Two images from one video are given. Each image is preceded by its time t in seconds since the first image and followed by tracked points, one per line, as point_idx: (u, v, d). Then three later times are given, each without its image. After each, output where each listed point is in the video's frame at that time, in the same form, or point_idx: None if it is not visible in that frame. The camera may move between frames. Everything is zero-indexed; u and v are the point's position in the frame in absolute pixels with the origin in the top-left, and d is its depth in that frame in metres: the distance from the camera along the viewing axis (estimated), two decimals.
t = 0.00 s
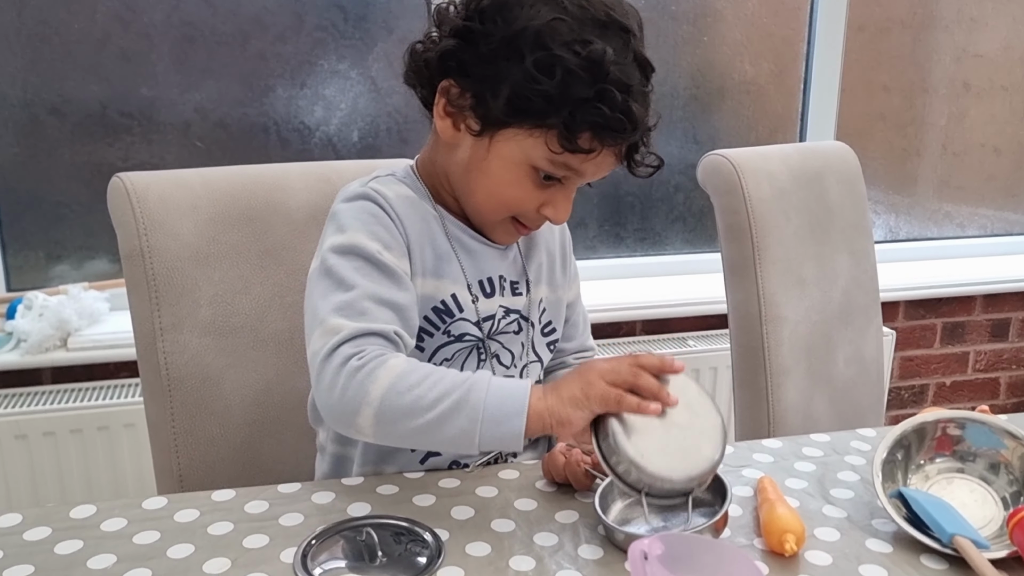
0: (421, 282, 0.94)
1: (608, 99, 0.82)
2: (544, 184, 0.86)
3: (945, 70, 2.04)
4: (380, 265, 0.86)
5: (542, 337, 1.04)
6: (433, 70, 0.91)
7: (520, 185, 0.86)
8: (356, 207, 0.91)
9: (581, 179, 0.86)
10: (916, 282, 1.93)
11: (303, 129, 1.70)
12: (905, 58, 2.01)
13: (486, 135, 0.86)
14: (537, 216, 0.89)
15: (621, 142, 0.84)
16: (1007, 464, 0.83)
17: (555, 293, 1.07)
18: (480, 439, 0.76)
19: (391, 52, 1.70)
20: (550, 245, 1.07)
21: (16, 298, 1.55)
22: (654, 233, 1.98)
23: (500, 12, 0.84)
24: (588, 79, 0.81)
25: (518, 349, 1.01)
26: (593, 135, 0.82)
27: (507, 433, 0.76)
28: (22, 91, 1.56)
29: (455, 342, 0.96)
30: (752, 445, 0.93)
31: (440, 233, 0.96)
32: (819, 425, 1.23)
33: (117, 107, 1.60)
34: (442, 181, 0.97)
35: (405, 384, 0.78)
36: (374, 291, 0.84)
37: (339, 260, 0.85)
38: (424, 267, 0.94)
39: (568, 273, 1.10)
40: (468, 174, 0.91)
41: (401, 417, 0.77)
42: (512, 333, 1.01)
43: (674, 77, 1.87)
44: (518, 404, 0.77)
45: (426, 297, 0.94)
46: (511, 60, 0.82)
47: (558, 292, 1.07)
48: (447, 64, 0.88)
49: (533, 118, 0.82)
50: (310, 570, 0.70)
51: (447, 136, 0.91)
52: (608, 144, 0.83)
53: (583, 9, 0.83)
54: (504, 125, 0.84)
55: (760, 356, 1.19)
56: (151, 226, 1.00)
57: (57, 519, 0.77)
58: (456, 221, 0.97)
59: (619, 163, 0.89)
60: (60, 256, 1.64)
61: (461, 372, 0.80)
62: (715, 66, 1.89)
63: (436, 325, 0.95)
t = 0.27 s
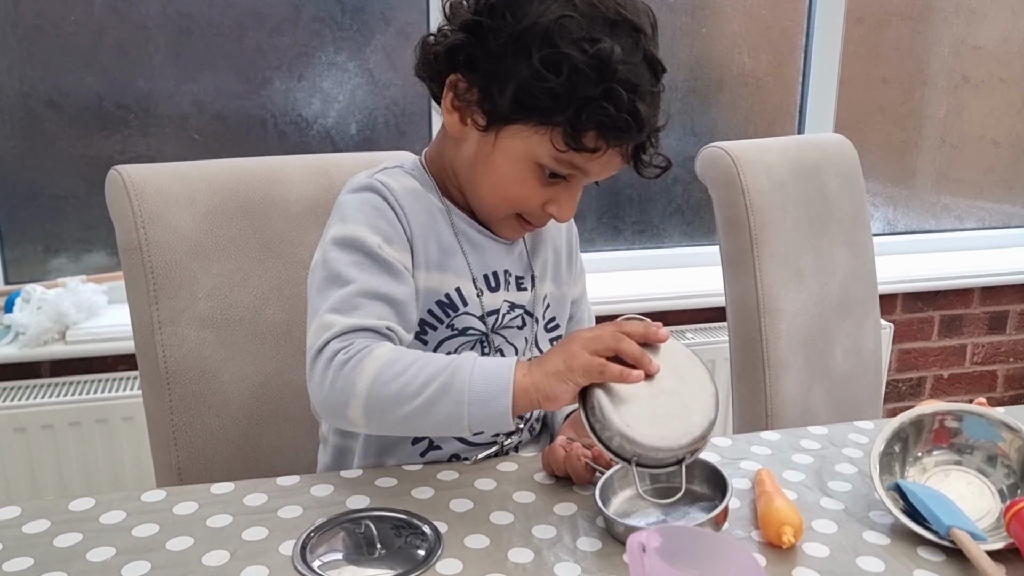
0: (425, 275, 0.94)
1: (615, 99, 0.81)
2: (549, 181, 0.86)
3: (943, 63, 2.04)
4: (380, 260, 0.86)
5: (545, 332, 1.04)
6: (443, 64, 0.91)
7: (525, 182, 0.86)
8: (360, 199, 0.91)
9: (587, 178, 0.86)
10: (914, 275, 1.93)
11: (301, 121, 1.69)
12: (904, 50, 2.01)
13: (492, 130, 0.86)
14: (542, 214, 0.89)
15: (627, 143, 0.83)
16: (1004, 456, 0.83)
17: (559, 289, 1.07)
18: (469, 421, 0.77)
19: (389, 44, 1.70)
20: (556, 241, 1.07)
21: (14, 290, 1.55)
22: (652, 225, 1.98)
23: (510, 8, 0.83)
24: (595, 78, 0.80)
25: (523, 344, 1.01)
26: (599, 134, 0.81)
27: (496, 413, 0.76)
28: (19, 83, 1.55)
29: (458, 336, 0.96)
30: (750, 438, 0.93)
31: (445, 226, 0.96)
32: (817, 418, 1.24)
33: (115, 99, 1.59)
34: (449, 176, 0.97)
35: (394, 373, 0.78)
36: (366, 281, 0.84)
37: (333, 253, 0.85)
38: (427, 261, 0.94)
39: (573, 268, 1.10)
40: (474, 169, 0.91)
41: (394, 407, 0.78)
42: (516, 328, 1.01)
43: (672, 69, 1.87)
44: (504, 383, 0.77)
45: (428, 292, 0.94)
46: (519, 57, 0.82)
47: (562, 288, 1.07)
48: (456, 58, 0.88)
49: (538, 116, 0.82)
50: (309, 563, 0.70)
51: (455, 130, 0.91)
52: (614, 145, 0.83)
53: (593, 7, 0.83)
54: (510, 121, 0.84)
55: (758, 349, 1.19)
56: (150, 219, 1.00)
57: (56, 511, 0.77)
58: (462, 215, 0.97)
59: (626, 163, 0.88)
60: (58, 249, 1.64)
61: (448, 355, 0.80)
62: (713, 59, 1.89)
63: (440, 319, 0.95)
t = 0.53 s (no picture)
0: (425, 269, 0.94)
1: (609, 92, 0.80)
2: (545, 175, 0.87)
3: (942, 57, 2.04)
4: (380, 254, 0.87)
5: (545, 325, 1.05)
6: (438, 59, 0.91)
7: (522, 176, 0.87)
8: (360, 194, 0.91)
9: (583, 171, 0.86)
10: (912, 269, 1.93)
11: (299, 116, 1.69)
12: (902, 44, 2.01)
13: (488, 125, 0.86)
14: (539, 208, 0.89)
15: (622, 135, 0.83)
16: (1001, 450, 0.84)
17: (559, 282, 1.08)
18: (472, 418, 0.77)
19: (387, 38, 1.70)
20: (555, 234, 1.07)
21: (13, 285, 1.55)
22: (650, 220, 1.98)
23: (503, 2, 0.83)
24: (588, 71, 0.80)
25: (522, 337, 1.02)
26: (592, 127, 0.81)
27: (497, 411, 0.77)
28: (16, 78, 1.55)
29: (459, 329, 0.96)
30: (748, 432, 0.93)
31: (444, 219, 0.96)
32: (814, 412, 1.24)
33: (113, 94, 1.59)
34: (446, 170, 0.97)
35: (397, 371, 0.79)
36: (368, 277, 0.84)
37: (334, 248, 0.86)
38: (428, 254, 0.94)
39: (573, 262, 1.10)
40: (471, 163, 0.91)
41: (396, 404, 0.78)
42: (516, 321, 1.01)
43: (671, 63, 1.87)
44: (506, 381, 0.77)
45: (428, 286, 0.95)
46: (513, 51, 0.82)
47: (561, 282, 1.08)
48: (451, 53, 0.88)
49: (533, 109, 0.82)
50: (307, 557, 0.71)
51: (451, 125, 0.91)
52: (608, 137, 0.83)
53: None
54: (505, 115, 0.84)
55: (756, 343, 1.19)
56: (149, 213, 1.00)
57: (55, 506, 0.78)
58: (461, 209, 0.97)
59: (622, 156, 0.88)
60: (56, 244, 1.64)
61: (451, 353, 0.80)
62: (712, 53, 1.89)
63: (441, 312, 0.95)
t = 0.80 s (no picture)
0: (422, 271, 0.94)
1: (603, 84, 0.81)
2: (542, 169, 0.86)
3: (942, 54, 2.03)
4: (374, 260, 0.87)
5: (545, 322, 1.05)
6: (431, 57, 0.90)
7: (518, 171, 0.87)
8: (354, 199, 0.91)
9: (579, 165, 0.86)
10: (911, 266, 1.93)
11: (298, 113, 1.69)
12: (902, 40, 2.00)
13: (483, 121, 0.86)
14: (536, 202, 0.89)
15: (617, 127, 0.83)
16: (1000, 447, 0.84)
17: (559, 278, 1.08)
18: (470, 433, 0.78)
19: (387, 35, 1.70)
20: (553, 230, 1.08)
21: (13, 282, 1.55)
22: (650, 217, 1.98)
23: None
24: (582, 64, 0.80)
25: (521, 335, 1.02)
26: (588, 120, 0.81)
27: (494, 428, 0.77)
28: (15, 74, 1.55)
29: (457, 329, 0.96)
30: (748, 429, 0.93)
31: (440, 219, 0.96)
32: (813, 409, 1.24)
33: (112, 90, 1.59)
34: (443, 168, 0.97)
35: (395, 385, 0.79)
36: (366, 287, 0.85)
37: (329, 255, 0.86)
38: (423, 256, 0.94)
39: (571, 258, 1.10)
40: (467, 160, 0.91)
41: (393, 418, 0.79)
42: (515, 318, 1.01)
43: (671, 60, 1.87)
44: (503, 398, 0.77)
45: (425, 287, 0.94)
46: (506, 46, 0.82)
47: (561, 278, 1.08)
48: (444, 51, 0.88)
49: (527, 104, 0.82)
50: (308, 554, 0.71)
51: (447, 121, 0.91)
52: (604, 130, 0.83)
53: None
54: (500, 111, 0.84)
55: (755, 340, 1.19)
56: (149, 212, 1.00)
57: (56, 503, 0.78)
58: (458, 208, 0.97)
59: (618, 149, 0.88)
60: (56, 241, 1.64)
61: (450, 366, 0.81)
62: (711, 50, 1.88)
63: (439, 313, 0.95)
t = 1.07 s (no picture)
0: (410, 270, 0.94)
1: (577, 64, 0.80)
2: (524, 157, 0.86)
3: (941, 52, 2.04)
4: (357, 261, 0.87)
5: (543, 320, 1.05)
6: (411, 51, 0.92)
7: (501, 160, 0.86)
8: (340, 200, 0.91)
9: (562, 152, 0.85)
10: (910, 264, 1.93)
11: (297, 111, 1.69)
12: (901, 39, 2.00)
13: (464, 111, 0.86)
14: (523, 191, 0.88)
15: (596, 109, 0.83)
16: (998, 445, 0.84)
17: (556, 276, 1.08)
18: (434, 442, 0.77)
19: (385, 33, 1.70)
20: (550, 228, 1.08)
21: (11, 281, 1.55)
22: (649, 215, 1.98)
23: None
24: (555, 45, 0.80)
25: (518, 331, 1.02)
26: (564, 102, 0.81)
27: (455, 439, 0.76)
28: (13, 72, 1.55)
29: (451, 325, 0.96)
30: (745, 427, 0.94)
31: (428, 215, 0.96)
32: (812, 407, 1.24)
33: (111, 88, 1.59)
34: (432, 164, 0.98)
35: (360, 398, 0.79)
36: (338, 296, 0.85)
37: (311, 263, 0.87)
38: (412, 254, 0.94)
39: (569, 256, 1.11)
40: (453, 152, 0.91)
41: (367, 427, 0.80)
42: (511, 314, 1.01)
43: (669, 59, 1.87)
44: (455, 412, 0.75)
45: (416, 285, 0.94)
46: (478, 32, 0.83)
47: (558, 275, 1.08)
48: (422, 44, 0.89)
49: (502, 88, 0.82)
50: (306, 552, 0.71)
51: (432, 114, 0.92)
52: (582, 112, 0.82)
53: None
54: (478, 98, 0.84)
55: (754, 338, 1.19)
56: (148, 210, 1.00)
57: (54, 501, 0.78)
58: (449, 205, 0.98)
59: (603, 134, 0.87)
60: (54, 240, 1.64)
61: (409, 376, 0.79)
62: (710, 48, 1.89)
63: (433, 310, 0.95)
